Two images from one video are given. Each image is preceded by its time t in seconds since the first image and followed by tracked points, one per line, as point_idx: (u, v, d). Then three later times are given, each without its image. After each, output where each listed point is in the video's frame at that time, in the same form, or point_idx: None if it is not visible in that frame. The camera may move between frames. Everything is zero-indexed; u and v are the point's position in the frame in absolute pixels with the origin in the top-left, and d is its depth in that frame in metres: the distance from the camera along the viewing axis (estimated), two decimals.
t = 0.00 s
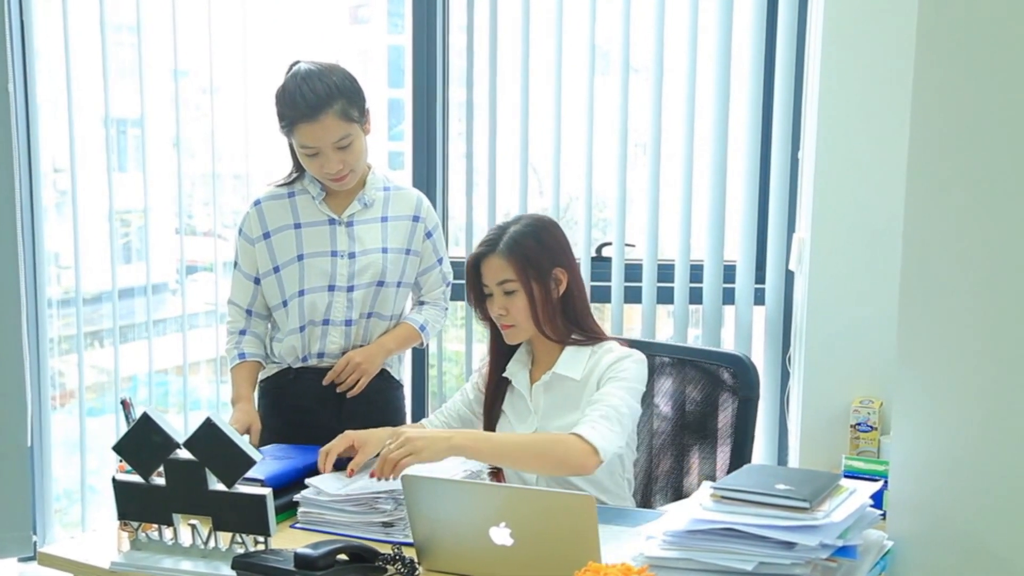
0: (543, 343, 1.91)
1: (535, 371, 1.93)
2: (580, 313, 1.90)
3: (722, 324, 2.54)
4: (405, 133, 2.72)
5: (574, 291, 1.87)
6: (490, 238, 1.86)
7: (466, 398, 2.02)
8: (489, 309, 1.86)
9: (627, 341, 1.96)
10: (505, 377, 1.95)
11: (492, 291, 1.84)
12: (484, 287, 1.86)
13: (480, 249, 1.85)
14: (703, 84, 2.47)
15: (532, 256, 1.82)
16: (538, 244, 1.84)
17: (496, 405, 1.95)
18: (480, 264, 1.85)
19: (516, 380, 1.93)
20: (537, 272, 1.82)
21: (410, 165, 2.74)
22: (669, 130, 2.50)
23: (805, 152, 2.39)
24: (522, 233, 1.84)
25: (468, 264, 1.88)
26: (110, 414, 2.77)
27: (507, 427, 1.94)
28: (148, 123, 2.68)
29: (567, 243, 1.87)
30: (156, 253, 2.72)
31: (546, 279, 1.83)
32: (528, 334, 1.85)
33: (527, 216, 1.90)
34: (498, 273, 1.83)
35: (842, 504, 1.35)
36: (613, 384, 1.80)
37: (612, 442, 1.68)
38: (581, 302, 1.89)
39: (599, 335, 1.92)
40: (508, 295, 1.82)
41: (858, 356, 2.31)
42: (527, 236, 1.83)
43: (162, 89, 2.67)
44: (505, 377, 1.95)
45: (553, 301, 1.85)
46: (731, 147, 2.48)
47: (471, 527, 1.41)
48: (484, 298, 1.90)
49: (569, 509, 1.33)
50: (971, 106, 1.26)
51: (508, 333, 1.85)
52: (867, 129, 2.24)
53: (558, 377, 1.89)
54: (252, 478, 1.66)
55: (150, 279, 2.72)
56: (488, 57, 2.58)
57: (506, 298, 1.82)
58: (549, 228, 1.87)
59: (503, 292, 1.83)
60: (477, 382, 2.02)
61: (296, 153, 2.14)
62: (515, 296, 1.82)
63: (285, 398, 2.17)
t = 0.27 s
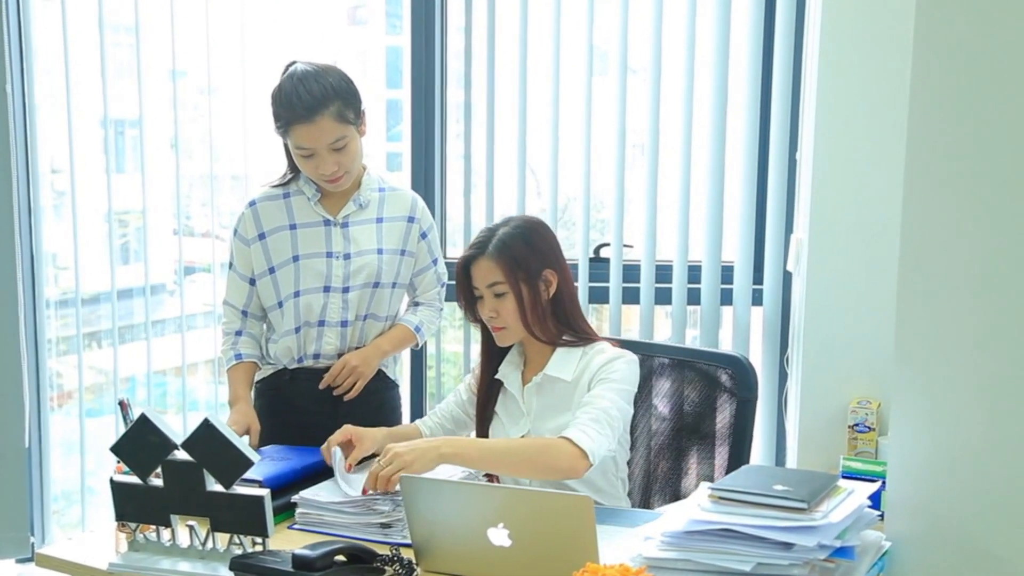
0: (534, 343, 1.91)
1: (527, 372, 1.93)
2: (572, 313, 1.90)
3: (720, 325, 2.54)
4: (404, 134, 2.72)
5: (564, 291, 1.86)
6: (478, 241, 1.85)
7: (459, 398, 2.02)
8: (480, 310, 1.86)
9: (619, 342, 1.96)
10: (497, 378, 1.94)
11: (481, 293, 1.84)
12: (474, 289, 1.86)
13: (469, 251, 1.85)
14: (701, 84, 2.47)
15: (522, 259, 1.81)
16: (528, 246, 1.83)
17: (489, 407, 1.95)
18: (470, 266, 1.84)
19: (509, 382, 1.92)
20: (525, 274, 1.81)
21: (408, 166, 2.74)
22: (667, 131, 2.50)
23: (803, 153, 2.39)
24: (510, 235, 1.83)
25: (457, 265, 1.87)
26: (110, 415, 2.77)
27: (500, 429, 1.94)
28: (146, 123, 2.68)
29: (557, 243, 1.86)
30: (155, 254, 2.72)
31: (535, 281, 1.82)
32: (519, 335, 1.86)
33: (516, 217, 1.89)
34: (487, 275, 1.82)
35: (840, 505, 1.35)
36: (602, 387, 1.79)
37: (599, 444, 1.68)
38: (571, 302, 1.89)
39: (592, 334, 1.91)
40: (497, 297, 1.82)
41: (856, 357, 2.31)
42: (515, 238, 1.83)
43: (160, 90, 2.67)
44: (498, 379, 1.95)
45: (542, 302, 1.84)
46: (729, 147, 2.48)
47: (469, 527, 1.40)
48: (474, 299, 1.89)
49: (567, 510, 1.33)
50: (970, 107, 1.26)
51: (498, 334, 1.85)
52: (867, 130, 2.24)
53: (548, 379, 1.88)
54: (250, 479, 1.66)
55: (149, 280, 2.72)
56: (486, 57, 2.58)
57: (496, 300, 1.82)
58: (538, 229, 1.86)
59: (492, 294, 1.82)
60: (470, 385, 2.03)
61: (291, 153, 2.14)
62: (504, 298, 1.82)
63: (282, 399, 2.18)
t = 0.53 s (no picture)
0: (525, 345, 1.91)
1: (521, 373, 1.94)
2: (560, 316, 1.89)
3: (717, 326, 2.54)
4: (401, 135, 2.72)
5: (550, 295, 1.86)
6: (462, 247, 1.85)
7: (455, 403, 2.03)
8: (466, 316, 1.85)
9: (614, 342, 1.96)
10: (491, 381, 1.95)
11: (467, 298, 1.84)
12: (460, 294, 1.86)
13: (454, 256, 1.85)
14: (698, 85, 2.47)
15: (505, 264, 1.81)
16: (512, 251, 1.83)
17: (484, 411, 1.96)
18: (455, 271, 1.85)
19: (502, 384, 1.93)
20: (510, 279, 1.81)
21: (405, 167, 2.74)
22: (664, 132, 2.50)
23: (800, 154, 2.39)
24: (493, 240, 1.83)
25: (444, 270, 1.88)
26: (109, 415, 2.75)
27: (496, 430, 1.95)
28: (143, 124, 2.68)
29: (540, 246, 1.86)
30: (153, 255, 2.73)
31: (520, 285, 1.82)
32: (506, 338, 1.85)
33: (500, 222, 1.89)
34: (471, 280, 1.82)
35: (837, 506, 1.35)
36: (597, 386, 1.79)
37: (603, 445, 1.68)
38: (558, 304, 1.88)
39: (581, 335, 1.91)
40: (483, 302, 1.82)
41: (854, 358, 2.31)
42: (499, 243, 1.82)
43: (157, 91, 2.67)
44: (492, 381, 1.95)
45: (528, 306, 1.84)
46: (727, 148, 2.48)
47: (467, 528, 1.40)
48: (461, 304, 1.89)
49: (565, 512, 1.33)
50: (966, 108, 1.26)
51: (485, 340, 1.85)
52: (864, 131, 2.24)
53: (542, 380, 1.89)
54: (247, 480, 1.65)
55: (147, 281, 2.73)
56: (483, 58, 2.58)
57: (481, 305, 1.82)
58: (521, 233, 1.85)
59: (478, 300, 1.82)
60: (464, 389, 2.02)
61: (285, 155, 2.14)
62: (490, 302, 1.82)
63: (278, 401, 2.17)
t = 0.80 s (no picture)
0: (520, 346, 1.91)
1: (517, 375, 1.94)
2: (552, 317, 1.88)
3: (715, 327, 2.54)
4: (399, 136, 2.72)
5: (541, 296, 1.86)
6: (451, 253, 1.86)
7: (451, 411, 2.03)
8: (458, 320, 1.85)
9: (611, 343, 1.96)
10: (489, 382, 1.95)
11: (458, 302, 1.83)
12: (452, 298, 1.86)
13: (444, 260, 1.86)
14: (696, 86, 2.47)
15: (495, 266, 1.81)
16: (502, 253, 1.83)
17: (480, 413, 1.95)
18: (446, 275, 1.85)
19: (500, 385, 1.93)
20: (500, 281, 1.81)
21: (403, 169, 2.74)
22: (661, 133, 2.50)
23: (797, 155, 2.39)
24: (481, 244, 1.83)
25: (435, 274, 1.88)
26: (106, 418, 2.77)
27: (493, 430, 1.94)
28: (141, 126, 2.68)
29: (530, 248, 1.86)
30: (151, 256, 2.73)
31: (511, 287, 1.82)
32: (499, 340, 1.85)
33: (490, 226, 1.89)
34: (461, 284, 1.82)
35: (834, 507, 1.35)
36: (607, 386, 1.79)
37: (629, 451, 1.67)
38: (550, 306, 1.88)
39: (575, 336, 1.90)
40: (473, 305, 1.82)
41: (851, 359, 2.31)
42: (488, 245, 1.83)
43: (155, 93, 2.67)
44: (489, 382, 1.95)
45: (519, 307, 1.83)
46: (724, 148, 2.48)
47: (464, 529, 1.40)
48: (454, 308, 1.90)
49: (563, 513, 1.33)
50: (963, 109, 1.27)
51: (478, 342, 1.84)
52: (862, 132, 2.25)
53: (541, 380, 1.89)
54: (244, 482, 1.64)
55: (145, 282, 2.73)
56: (481, 60, 2.58)
57: (472, 308, 1.82)
58: (510, 236, 1.85)
59: (468, 302, 1.82)
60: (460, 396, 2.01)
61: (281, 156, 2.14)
62: (480, 305, 1.81)
63: (275, 403, 2.17)
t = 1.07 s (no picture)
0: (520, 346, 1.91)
1: (518, 376, 1.94)
2: (552, 317, 1.89)
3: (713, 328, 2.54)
4: (397, 137, 2.73)
5: (542, 295, 1.86)
6: (450, 254, 1.86)
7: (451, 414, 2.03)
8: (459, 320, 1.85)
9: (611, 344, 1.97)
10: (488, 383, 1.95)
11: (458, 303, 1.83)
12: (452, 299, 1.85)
13: (444, 262, 1.86)
14: (694, 87, 2.47)
15: (495, 267, 1.81)
16: (501, 254, 1.82)
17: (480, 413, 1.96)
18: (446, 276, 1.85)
19: (499, 386, 1.93)
20: (500, 281, 1.81)
21: (401, 170, 2.74)
22: (659, 134, 2.51)
23: (796, 156, 2.39)
24: (481, 245, 1.84)
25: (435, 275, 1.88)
26: (104, 420, 2.78)
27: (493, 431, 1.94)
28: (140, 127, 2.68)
29: (530, 248, 1.86)
30: (149, 257, 2.73)
31: (511, 288, 1.81)
32: (500, 341, 1.85)
33: (489, 226, 1.89)
34: (462, 284, 1.82)
35: (832, 508, 1.35)
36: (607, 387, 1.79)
37: (628, 454, 1.67)
38: (551, 305, 1.88)
39: (575, 336, 1.91)
40: (474, 306, 1.81)
41: (849, 360, 2.31)
42: (488, 245, 1.83)
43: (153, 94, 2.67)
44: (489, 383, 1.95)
45: (519, 307, 1.83)
46: (722, 149, 2.48)
47: (462, 531, 1.40)
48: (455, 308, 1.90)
49: (560, 514, 1.32)
50: (961, 110, 1.27)
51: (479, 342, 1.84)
52: (860, 133, 2.25)
53: (540, 380, 1.89)
54: (243, 484, 1.64)
55: (142, 283, 2.73)
56: (479, 61, 2.58)
57: (473, 308, 1.82)
58: (510, 236, 1.85)
59: (469, 303, 1.82)
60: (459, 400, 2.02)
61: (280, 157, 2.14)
62: (481, 305, 1.81)
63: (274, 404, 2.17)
